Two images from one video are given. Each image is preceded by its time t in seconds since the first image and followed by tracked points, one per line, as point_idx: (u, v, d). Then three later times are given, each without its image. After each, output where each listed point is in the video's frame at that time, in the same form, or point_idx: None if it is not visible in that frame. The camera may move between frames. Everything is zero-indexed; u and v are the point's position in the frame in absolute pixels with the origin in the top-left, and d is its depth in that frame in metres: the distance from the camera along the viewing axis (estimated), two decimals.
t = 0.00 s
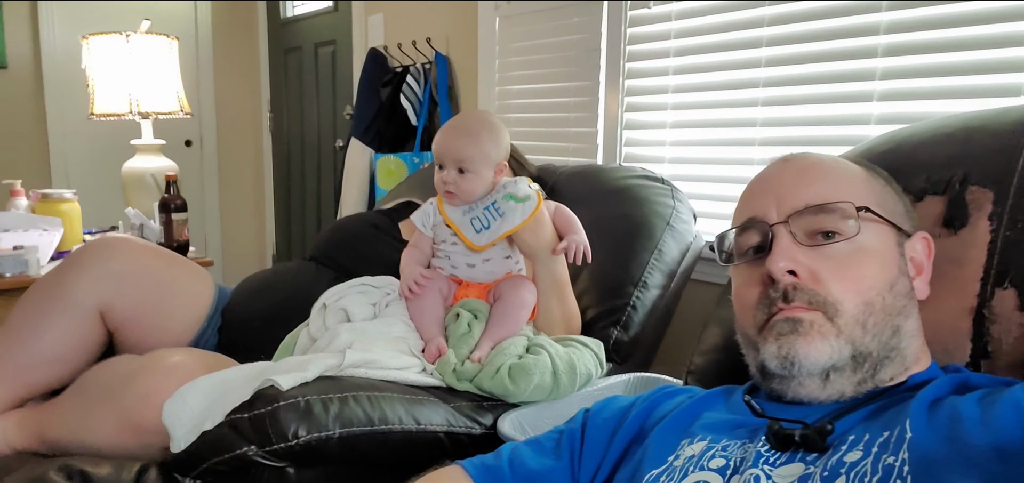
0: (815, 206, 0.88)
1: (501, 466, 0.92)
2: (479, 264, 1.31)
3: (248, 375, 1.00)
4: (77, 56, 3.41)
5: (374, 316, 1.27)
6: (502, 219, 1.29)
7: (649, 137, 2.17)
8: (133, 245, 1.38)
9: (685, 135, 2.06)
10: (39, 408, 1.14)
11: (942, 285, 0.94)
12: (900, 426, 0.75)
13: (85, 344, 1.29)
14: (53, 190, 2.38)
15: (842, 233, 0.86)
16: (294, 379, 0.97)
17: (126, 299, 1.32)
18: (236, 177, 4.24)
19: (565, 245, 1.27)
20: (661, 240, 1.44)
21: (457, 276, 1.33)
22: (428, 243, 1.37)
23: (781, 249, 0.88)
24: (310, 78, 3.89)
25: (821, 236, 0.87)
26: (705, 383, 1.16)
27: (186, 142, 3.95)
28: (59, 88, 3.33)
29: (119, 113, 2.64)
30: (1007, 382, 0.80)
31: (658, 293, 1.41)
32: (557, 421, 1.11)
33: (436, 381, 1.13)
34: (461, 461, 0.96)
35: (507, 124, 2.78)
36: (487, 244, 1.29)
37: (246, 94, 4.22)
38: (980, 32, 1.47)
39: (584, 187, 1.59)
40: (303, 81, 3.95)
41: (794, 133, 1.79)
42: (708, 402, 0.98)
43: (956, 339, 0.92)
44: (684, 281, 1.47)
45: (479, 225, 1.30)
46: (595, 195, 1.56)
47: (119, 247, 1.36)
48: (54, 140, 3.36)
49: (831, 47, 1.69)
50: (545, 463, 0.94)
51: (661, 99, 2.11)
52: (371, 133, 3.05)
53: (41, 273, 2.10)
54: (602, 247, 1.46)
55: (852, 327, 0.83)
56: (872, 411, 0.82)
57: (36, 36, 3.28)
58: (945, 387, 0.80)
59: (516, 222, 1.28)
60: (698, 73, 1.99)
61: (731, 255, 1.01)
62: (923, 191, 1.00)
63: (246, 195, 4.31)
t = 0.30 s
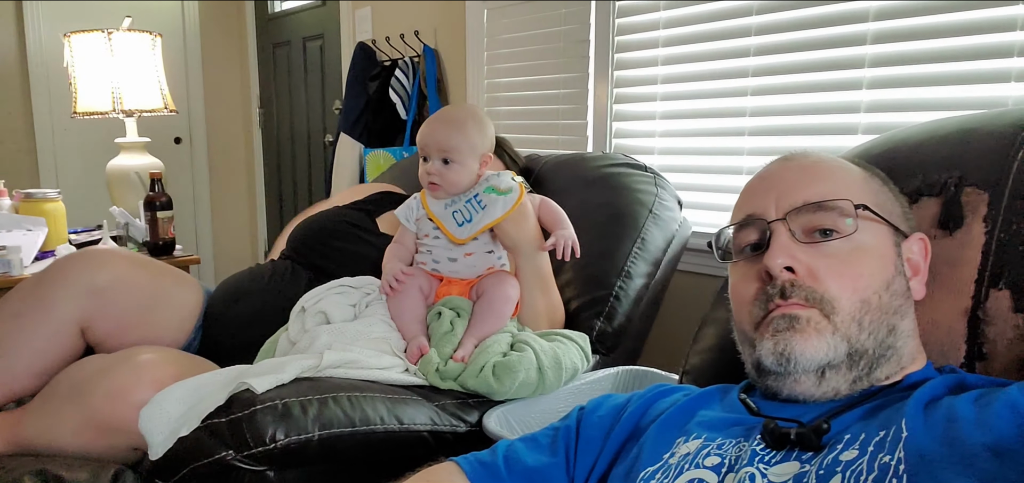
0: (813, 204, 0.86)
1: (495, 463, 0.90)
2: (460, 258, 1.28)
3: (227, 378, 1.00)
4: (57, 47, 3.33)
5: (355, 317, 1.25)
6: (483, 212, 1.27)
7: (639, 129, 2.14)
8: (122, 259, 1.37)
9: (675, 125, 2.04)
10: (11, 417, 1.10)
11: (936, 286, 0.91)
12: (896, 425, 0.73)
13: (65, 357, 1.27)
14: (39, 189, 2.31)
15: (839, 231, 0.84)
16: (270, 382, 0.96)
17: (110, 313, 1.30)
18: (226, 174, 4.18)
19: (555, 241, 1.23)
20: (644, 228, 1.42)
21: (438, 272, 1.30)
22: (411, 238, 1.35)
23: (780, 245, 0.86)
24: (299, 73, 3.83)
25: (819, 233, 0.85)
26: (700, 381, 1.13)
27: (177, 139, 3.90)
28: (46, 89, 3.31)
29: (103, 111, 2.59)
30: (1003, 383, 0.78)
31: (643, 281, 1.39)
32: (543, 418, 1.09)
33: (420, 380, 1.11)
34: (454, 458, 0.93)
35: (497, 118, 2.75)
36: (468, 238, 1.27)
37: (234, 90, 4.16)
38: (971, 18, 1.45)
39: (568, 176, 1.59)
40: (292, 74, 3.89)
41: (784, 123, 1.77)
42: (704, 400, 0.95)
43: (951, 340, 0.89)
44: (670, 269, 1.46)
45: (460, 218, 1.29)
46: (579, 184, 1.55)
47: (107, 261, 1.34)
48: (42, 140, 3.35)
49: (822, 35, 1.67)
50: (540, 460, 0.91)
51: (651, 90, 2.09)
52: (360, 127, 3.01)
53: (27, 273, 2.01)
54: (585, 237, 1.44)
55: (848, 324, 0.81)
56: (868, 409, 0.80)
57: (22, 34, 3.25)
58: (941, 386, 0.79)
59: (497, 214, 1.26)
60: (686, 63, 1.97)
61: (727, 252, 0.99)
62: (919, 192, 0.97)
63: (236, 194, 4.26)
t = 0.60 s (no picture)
0: (814, 203, 0.86)
1: (496, 463, 0.89)
2: (461, 262, 1.28)
3: (228, 379, 1.00)
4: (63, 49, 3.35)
5: (357, 316, 1.24)
6: (486, 219, 1.26)
7: (642, 127, 2.14)
8: (122, 259, 1.38)
9: (679, 124, 2.03)
10: (13, 419, 1.10)
11: (938, 286, 0.90)
12: (897, 426, 0.72)
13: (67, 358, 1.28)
14: (45, 190, 2.31)
15: (840, 230, 0.83)
16: (271, 381, 0.96)
17: (108, 315, 1.31)
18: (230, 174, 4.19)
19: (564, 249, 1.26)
20: (634, 222, 1.42)
21: (438, 274, 1.30)
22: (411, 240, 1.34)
23: (781, 244, 0.85)
24: (303, 72, 3.84)
25: (820, 232, 0.84)
26: (702, 382, 1.13)
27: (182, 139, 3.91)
28: (51, 89, 3.33)
29: (108, 111, 2.60)
30: (1005, 383, 0.78)
31: (638, 275, 1.39)
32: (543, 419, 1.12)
33: (421, 378, 1.11)
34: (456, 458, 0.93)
35: (500, 117, 2.75)
36: (471, 246, 1.26)
37: (238, 89, 4.17)
38: (974, 15, 1.44)
39: (559, 175, 1.59)
40: (296, 74, 3.90)
41: (788, 121, 1.76)
42: (706, 401, 0.95)
43: (952, 340, 0.89)
44: (666, 264, 1.46)
45: (463, 225, 1.27)
46: (570, 182, 1.55)
47: (105, 261, 1.34)
48: (48, 140, 3.36)
49: (826, 33, 1.66)
50: (541, 460, 0.91)
51: (654, 89, 2.08)
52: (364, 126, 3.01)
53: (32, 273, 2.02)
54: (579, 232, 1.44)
55: (849, 323, 0.81)
56: (868, 411, 0.79)
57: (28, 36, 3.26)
58: (942, 387, 0.78)
59: (500, 222, 1.25)
60: (689, 62, 1.96)
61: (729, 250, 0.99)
62: (920, 191, 0.96)
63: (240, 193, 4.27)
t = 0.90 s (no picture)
0: (814, 202, 0.86)
1: (498, 463, 0.90)
2: (459, 262, 1.30)
3: (232, 379, 1.01)
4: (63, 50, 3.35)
5: (359, 316, 1.25)
6: (480, 216, 1.27)
7: (642, 129, 2.14)
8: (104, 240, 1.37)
9: (679, 125, 2.04)
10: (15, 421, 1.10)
11: (939, 286, 0.91)
12: (899, 428, 0.73)
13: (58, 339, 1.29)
14: (46, 190, 2.31)
15: (840, 229, 0.84)
16: (274, 381, 0.96)
17: (94, 294, 1.31)
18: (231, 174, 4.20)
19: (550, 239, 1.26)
20: (633, 224, 1.43)
21: (437, 275, 1.31)
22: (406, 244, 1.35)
23: (781, 243, 0.86)
24: (303, 73, 3.84)
25: (820, 232, 0.85)
26: (704, 382, 1.13)
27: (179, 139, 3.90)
28: (51, 89, 3.33)
29: (109, 110, 2.60)
30: (1007, 384, 0.78)
31: (639, 276, 1.40)
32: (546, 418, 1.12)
33: (424, 378, 1.11)
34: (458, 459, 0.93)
35: (501, 117, 2.76)
36: (466, 244, 1.28)
37: (238, 89, 4.17)
38: (973, 18, 1.45)
39: (556, 175, 1.59)
40: (296, 74, 3.90)
41: (789, 123, 1.76)
42: (706, 403, 0.95)
43: (953, 340, 0.90)
44: (667, 264, 1.47)
45: (458, 225, 1.29)
46: (568, 184, 1.55)
47: (87, 242, 1.34)
48: (48, 140, 3.36)
49: (826, 35, 1.67)
50: (543, 461, 0.92)
51: (654, 91, 2.09)
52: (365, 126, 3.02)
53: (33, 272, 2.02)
54: (578, 233, 1.44)
55: (849, 322, 0.81)
56: (870, 411, 0.80)
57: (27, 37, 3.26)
58: (944, 388, 0.79)
59: (495, 218, 1.27)
60: (690, 63, 1.97)
61: (729, 250, 0.99)
62: (921, 191, 0.97)
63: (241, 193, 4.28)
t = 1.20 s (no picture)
0: (811, 202, 0.86)
1: (494, 464, 0.90)
2: (452, 261, 1.29)
3: (227, 383, 1.00)
4: (57, 49, 3.33)
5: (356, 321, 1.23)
6: (468, 215, 1.28)
7: (638, 126, 2.14)
8: (111, 248, 1.30)
9: (674, 122, 2.04)
10: (9, 425, 1.09)
11: (934, 285, 0.91)
12: (894, 427, 0.73)
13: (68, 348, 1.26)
14: (38, 190, 2.29)
15: (836, 229, 0.84)
16: (270, 387, 0.96)
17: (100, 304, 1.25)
18: (226, 173, 4.18)
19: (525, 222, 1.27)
20: (633, 223, 1.42)
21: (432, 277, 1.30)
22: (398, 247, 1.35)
23: (776, 243, 0.86)
24: (298, 71, 3.83)
25: (815, 232, 0.85)
26: (700, 381, 1.13)
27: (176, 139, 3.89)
28: (45, 89, 3.31)
29: (102, 109, 2.59)
30: (1002, 382, 0.78)
31: (637, 276, 1.39)
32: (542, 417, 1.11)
33: (421, 383, 1.11)
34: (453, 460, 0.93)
35: (496, 115, 2.75)
36: (456, 243, 1.28)
37: (233, 88, 4.16)
38: (967, 15, 1.45)
39: (554, 174, 1.59)
40: (291, 72, 3.89)
41: (785, 119, 1.76)
42: (703, 401, 0.95)
43: (948, 339, 0.89)
44: (665, 264, 1.46)
45: (446, 224, 1.29)
46: (566, 183, 1.55)
47: (93, 252, 1.27)
48: (42, 140, 3.34)
49: (821, 31, 1.67)
50: (539, 461, 0.92)
51: (650, 88, 2.08)
52: (360, 125, 3.00)
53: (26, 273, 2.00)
54: (576, 233, 1.44)
55: (845, 322, 0.81)
56: (865, 411, 0.80)
57: (21, 35, 3.24)
58: (939, 387, 0.79)
59: (483, 216, 1.27)
60: (685, 60, 1.96)
61: (725, 250, 0.99)
62: (916, 190, 0.97)
63: (236, 193, 4.26)
